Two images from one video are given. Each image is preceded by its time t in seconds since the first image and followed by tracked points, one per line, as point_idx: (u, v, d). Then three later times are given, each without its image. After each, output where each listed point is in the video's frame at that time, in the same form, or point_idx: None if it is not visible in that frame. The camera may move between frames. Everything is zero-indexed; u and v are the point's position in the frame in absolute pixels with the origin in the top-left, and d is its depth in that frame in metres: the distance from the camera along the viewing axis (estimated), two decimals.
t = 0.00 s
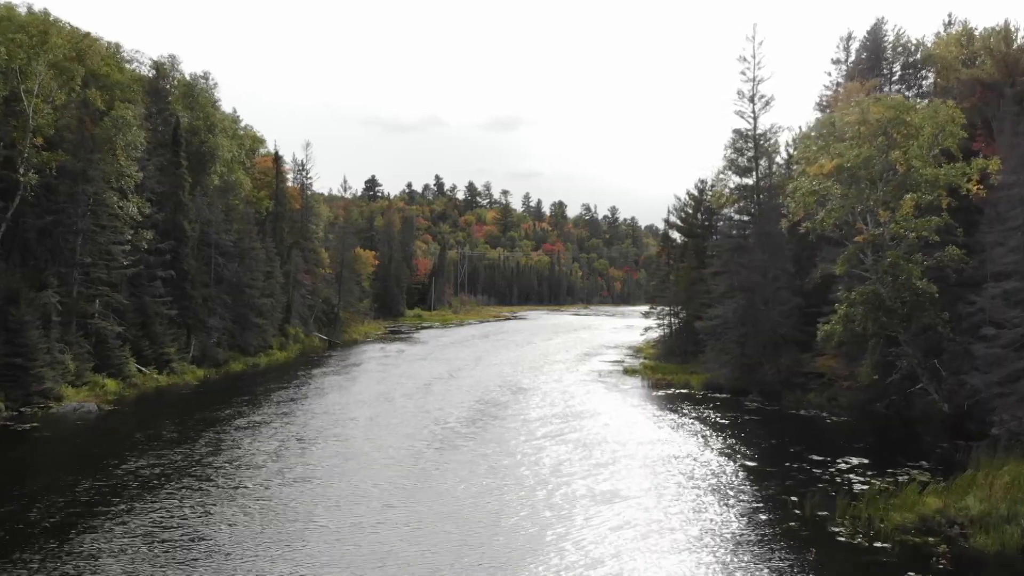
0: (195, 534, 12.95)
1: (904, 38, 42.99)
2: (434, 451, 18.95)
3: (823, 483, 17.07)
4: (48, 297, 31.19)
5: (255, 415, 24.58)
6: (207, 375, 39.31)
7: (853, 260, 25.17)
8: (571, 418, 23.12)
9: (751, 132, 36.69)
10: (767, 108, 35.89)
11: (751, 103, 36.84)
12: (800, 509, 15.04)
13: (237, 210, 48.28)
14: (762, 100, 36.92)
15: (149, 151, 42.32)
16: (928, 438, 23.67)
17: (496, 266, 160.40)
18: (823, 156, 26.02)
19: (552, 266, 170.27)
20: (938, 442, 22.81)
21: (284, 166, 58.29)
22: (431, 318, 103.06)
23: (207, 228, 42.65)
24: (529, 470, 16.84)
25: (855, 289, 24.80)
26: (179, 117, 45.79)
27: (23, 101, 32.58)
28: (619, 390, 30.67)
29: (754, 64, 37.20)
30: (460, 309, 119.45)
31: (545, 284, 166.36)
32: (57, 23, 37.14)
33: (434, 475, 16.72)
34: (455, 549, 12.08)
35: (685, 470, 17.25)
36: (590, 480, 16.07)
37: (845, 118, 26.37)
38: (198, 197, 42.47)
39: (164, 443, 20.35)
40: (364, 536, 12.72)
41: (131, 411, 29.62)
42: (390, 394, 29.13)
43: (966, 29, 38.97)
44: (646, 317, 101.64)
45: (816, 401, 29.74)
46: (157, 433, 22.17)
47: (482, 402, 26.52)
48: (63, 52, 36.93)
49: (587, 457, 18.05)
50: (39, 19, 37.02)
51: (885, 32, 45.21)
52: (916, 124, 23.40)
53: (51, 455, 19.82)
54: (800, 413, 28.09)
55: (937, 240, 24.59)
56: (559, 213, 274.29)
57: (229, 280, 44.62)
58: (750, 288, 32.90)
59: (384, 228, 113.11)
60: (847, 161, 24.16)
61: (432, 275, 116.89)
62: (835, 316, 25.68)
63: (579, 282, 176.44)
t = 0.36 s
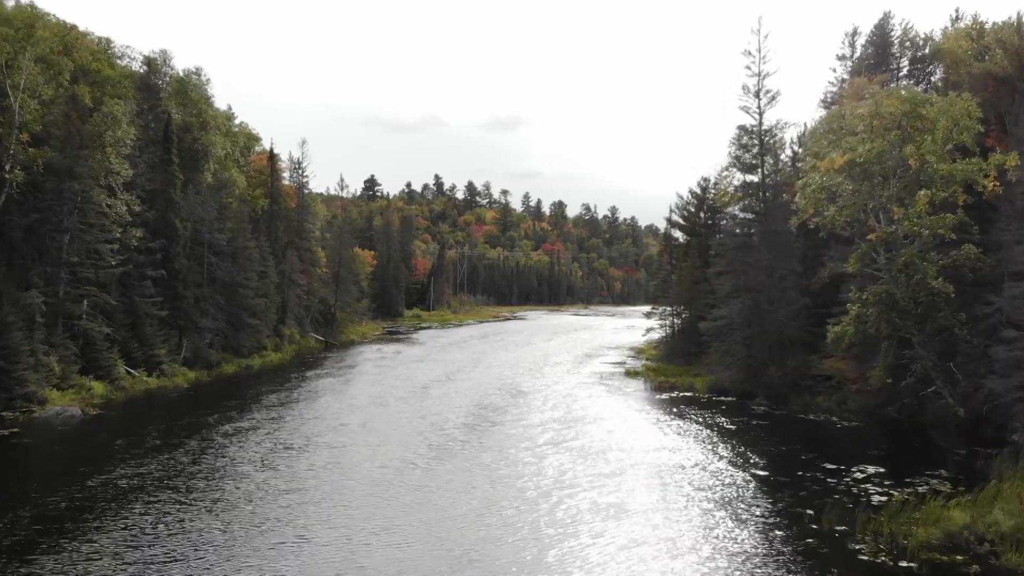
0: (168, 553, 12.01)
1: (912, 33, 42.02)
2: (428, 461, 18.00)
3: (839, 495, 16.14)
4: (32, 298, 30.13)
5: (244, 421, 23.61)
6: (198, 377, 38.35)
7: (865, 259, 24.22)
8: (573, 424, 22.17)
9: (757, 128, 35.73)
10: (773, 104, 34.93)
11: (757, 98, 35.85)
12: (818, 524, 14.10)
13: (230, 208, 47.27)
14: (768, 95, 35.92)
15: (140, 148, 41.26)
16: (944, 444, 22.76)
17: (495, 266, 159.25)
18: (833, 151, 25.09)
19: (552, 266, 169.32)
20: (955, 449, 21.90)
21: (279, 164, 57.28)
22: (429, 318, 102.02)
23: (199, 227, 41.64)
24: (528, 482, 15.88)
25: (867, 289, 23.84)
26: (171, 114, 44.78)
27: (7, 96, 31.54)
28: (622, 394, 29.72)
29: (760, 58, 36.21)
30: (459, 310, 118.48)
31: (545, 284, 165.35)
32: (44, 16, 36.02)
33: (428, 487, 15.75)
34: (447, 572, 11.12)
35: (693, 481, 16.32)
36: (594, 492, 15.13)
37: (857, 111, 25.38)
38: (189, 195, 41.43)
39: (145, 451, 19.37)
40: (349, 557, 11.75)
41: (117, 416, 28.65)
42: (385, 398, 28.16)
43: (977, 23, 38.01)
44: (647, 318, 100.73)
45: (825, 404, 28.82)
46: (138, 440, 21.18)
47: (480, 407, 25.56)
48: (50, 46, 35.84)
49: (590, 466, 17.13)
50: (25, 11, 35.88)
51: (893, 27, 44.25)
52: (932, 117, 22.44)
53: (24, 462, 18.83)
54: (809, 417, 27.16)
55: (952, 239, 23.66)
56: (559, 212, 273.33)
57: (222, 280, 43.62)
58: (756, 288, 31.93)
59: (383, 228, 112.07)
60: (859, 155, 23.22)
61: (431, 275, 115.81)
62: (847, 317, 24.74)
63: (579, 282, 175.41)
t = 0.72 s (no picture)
0: None
1: (920, 26, 41.02)
2: (421, 472, 17.02)
3: (858, 509, 15.20)
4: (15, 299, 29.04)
5: (230, 427, 22.62)
6: (189, 380, 37.37)
7: (879, 258, 23.25)
8: (574, 431, 21.19)
9: (763, 123, 34.77)
10: (780, 99, 33.95)
11: (764, 92, 34.85)
12: (839, 542, 13.14)
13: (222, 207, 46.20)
14: (774, 90, 34.94)
15: (129, 145, 40.17)
16: (961, 451, 21.82)
17: (495, 265, 158.11)
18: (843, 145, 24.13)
19: (552, 266, 168.29)
20: (973, 456, 20.96)
21: (274, 162, 56.20)
22: (427, 319, 100.87)
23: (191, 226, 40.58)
24: (526, 496, 14.91)
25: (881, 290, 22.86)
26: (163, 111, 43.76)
27: None
28: (625, 397, 28.72)
29: (766, 51, 35.21)
30: (458, 310, 117.51)
31: (545, 284, 164.29)
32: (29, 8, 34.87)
33: (419, 502, 14.76)
34: None
35: (703, 494, 15.39)
36: (597, 508, 14.14)
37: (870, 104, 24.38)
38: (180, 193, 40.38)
39: (124, 461, 18.35)
40: None
41: (102, 420, 27.63)
42: (379, 402, 27.16)
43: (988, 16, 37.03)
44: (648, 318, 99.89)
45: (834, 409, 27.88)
46: (119, 448, 20.17)
47: (476, 412, 24.54)
48: (35, 38, 34.70)
49: (593, 478, 16.18)
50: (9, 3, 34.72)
51: (900, 21, 43.26)
52: (950, 109, 21.46)
53: None
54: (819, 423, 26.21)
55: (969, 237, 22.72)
56: (558, 212, 272.34)
57: (215, 280, 42.59)
58: (762, 288, 30.93)
59: (381, 228, 110.91)
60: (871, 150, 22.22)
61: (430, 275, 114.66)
62: (859, 319, 23.78)
63: (579, 282, 174.31)
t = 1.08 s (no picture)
0: None
1: (929, 21, 40.11)
2: (414, 484, 16.10)
3: (880, 524, 14.27)
4: None
5: (216, 434, 21.66)
6: (180, 383, 36.40)
7: (894, 257, 22.28)
8: (575, 438, 20.28)
9: (769, 119, 33.86)
10: (786, 94, 33.06)
11: (770, 87, 33.93)
12: (864, 563, 12.17)
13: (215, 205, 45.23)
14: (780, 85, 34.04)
15: (119, 141, 39.16)
16: (980, 459, 20.87)
17: (494, 265, 157.09)
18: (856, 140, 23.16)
19: (552, 266, 167.43)
20: (994, 465, 20.02)
21: (269, 160, 55.22)
22: (426, 319, 99.89)
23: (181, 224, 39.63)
24: (526, 511, 13.98)
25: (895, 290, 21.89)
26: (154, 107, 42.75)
27: None
28: (628, 402, 27.76)
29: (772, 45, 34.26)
30: (457, 310, 116.68)
31: (544, 284, 163.37)
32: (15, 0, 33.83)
33: (411, 518, 13.83)
34: None
35: (713, 508, 14.47)
36: (602, 525, 13.21)
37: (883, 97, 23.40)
38: (172, 191, 39.40)
39: (101, 471, 17.39)
40: None
41: (86, 424, 26.68)
42: (373, 407, 26.19)
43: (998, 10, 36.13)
44: (648, 318, 99.06)
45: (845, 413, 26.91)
46: (97, 457, 19.20)
47: (473, 418, 23.60)
48: (20, 31, 33.65)
49: (596, 491, 15.25)
50: None
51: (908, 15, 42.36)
52: (968, 101, 20.51)
53: None
54: (830, 428, 25.24)
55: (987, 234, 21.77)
56: (558, 212, 271.42)
57: (207, 280, 41.62)
58: (769, 289, 29.99)
59: (379, 227, 109.92)
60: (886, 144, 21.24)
61: (429, 275, 113.79)
62: (873, 320, 22.81)
63: (579, 282, 173.36)
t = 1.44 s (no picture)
0: None
1: (938, 15, 39.15)
2: (405, 498, 15.11)
3: (903, 541, 13.33)
4: None
5: (201, 442, 20.74)
6: (170, 386, 35.48)
7: (909, 256, 21.33)
8: (577, 446, 19.34)
9: (775, 114, 32.90)
10: (793, 89, 32.12)
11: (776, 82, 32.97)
12: None
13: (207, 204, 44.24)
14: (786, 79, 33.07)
15: (108, 138, 38.13)
16: (1001, 468, 19.92)
17: (494, 265, 156.08)
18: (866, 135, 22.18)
19: (552, 266, 166.50)
20: (1016, 474, 19.07)
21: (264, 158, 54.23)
22: (425, 319, 98.90)
23: (172, 223, 38.63)
24: (526, 529, 13.04)
25: (911, 291, 20.94)
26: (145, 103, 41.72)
27: None
28: (630, 406, 26.81)
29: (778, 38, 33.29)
30: (457, 310, 115.90)
31: (544, 284, 162.44)
32: None
33: (403, 536, 12.88)
34: None
35: (724, 525, 13.54)
36: (608, 546, 12.25)
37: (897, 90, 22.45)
38: (163, 189, 38.38)
39: (75, 482, 16.45)
40: None
41: (69, 429, 25.76)
42: (366, 412, 25.22)
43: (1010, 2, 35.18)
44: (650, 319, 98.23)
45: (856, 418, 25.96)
46: (73, 466, 18.27)
47: (470, 424, 22.61)
48: (4, 24, 32.58)
49: (600, 505, 14.32)
50: None
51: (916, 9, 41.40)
52: (987, 93, 19.57)
53: None
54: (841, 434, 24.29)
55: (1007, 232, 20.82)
56: (558, 212, 270.51)
57: (198, 280, 40.64)
58: (775, 289, 29.03)
59: (378, 226, 108.92)
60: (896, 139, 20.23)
61: (429, 275, 112.91)
62: (886, 323, 21.86)
63: (579, 282, 172.43)
